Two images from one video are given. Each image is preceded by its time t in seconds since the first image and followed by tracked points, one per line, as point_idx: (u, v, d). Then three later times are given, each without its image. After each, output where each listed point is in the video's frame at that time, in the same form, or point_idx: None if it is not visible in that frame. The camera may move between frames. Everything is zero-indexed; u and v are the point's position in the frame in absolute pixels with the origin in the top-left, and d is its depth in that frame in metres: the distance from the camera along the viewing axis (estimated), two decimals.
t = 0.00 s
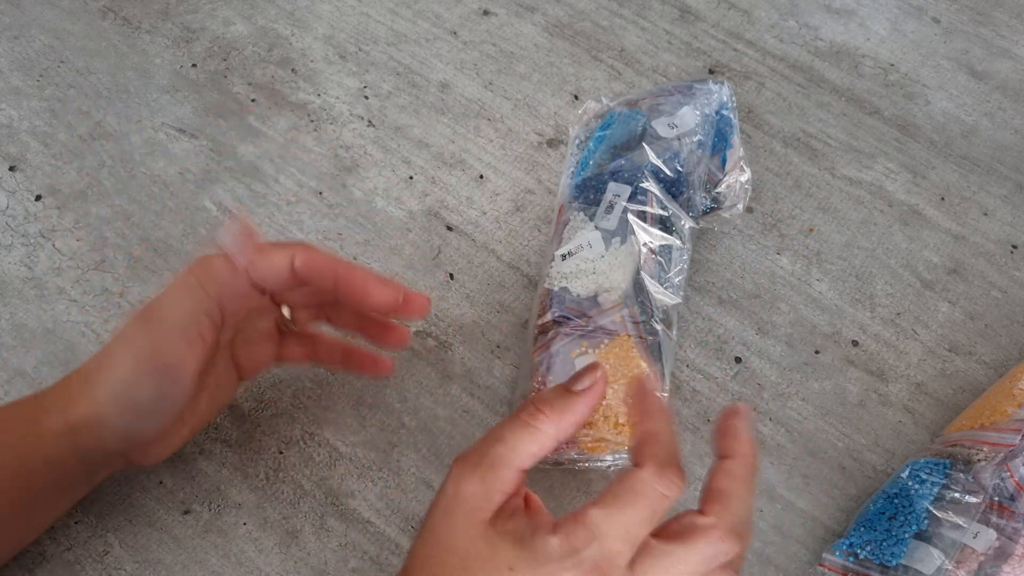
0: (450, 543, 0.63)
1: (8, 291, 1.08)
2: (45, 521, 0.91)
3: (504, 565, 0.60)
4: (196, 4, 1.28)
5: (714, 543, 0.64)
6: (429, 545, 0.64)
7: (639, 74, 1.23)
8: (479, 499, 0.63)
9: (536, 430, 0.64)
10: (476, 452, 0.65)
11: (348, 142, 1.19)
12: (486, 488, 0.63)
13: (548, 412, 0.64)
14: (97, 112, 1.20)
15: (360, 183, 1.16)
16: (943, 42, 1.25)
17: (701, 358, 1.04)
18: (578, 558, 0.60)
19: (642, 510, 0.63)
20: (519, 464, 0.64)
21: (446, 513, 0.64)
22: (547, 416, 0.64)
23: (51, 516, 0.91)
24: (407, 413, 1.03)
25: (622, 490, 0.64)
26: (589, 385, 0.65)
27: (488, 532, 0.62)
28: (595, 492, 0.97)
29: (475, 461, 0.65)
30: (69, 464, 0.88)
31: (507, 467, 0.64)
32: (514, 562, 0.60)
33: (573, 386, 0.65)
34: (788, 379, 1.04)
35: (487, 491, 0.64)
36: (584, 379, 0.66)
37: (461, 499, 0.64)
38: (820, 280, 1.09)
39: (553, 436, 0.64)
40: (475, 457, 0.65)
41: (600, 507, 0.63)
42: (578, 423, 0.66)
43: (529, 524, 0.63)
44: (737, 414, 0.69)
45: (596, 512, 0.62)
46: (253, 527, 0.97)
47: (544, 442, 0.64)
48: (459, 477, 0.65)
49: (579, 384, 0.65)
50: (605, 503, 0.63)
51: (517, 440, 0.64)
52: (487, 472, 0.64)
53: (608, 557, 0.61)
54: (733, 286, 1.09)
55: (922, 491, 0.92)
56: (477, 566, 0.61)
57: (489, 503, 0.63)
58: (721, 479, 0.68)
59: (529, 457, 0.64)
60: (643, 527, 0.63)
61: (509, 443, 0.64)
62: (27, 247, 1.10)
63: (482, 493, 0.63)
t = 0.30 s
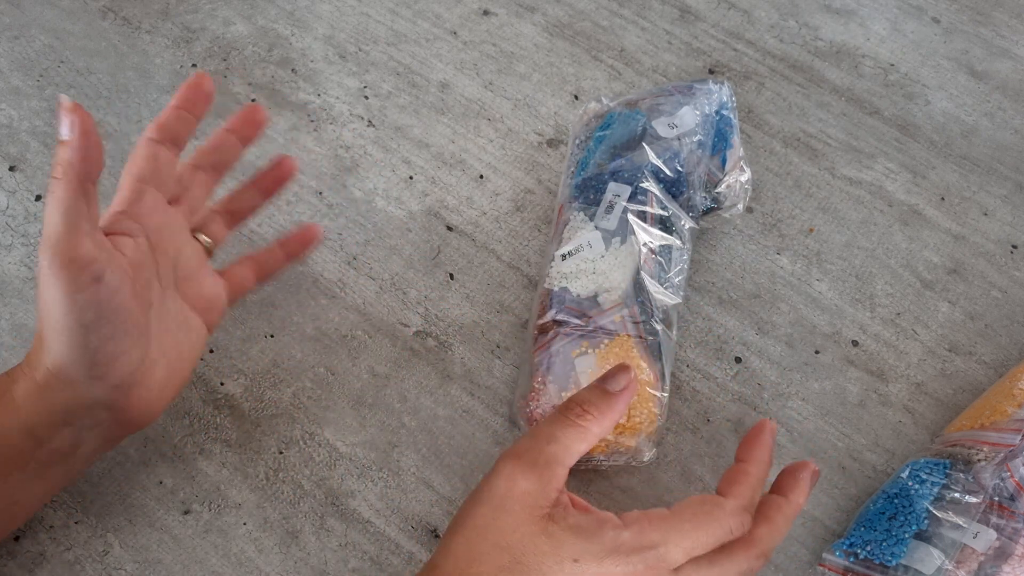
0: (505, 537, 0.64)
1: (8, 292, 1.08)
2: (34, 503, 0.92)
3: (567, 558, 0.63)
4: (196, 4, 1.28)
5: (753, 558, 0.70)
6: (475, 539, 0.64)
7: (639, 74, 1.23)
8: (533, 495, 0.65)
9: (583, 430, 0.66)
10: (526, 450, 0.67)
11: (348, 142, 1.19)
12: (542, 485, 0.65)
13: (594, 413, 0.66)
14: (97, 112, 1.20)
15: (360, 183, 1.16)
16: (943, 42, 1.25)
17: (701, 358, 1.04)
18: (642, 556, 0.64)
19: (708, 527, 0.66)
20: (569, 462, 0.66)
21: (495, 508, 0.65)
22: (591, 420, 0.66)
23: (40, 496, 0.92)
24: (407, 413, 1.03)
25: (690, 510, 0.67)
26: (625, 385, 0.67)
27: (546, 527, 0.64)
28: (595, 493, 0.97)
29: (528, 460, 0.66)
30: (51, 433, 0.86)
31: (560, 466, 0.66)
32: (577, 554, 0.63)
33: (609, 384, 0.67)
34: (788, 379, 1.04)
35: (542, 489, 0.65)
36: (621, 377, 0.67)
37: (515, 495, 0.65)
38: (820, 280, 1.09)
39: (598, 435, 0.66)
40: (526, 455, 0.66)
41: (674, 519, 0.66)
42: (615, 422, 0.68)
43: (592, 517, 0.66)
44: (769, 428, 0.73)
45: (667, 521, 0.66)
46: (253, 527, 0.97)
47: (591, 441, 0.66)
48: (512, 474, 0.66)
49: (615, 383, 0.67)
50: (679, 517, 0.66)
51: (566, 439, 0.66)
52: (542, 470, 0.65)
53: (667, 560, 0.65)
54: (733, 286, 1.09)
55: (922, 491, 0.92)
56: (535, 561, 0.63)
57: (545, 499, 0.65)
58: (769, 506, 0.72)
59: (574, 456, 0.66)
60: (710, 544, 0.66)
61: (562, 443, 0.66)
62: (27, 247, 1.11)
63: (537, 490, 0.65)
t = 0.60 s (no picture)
0: (504, 538, 0.64)
1: (8, 291, 1.08)
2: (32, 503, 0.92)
3: (569, 558, 0.63)
4: (196, 4, 1.28)
5: (752, 548, 0.71)
6: (475, 541, 0.65)
7: (639, 74, 1.23)
8: (532, 495, 0.65)
9: (581, 430, 0.66)
10: (525, 451, 0.67)
11: (348, 142, 1.19)
12: (541, 486, 0.65)
13: (591, 413, 0.66)
14: (97, 112, 1.20)
15: (360, 183, 1.16)
16: (943, 42, 1.25)
17: (701, 358, 1.04)
18: (646, 550, 0.64)
19: (704, 512, 0.67)
20: (567, 462, 0.66)
21: (494, 509, 0.65)
22: (588, 420, 0.66)
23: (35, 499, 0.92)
24: (407, 413, 1.03)
25: (686, 498, 0.68)
26: (621, 383, 0.68)
27: (546, 528, 0.64)
28: (595, 493, 0.97)
29: (527, 460, 0.66)
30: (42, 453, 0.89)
31: (559, 465, 0.66)
32: (579, 553, 0.63)
33: (604, 383, 0.67)
34: (788, 379, 1.04)
35: (541, 489, 0.65)
36: (617, 375, 0.68)
37: (513, 495, 0.65)
38: (820, 280, 1.09)
39: (596, 434, 0.67)
40: (525, 456, 0.67)
41: (671, 508, 0.67)
42: (613, 420, 0.68)
43: (591, 517, 0.65)
44: (747, 410, 0.77)
45: (665, 512, 0.66)
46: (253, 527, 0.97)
47: (589, 440, 0.66)
48: (511, 474, 0.66)
49: (610, 381, 0.67)
50: (675, 506, 0.67)
51: (563, 441, 0.66)
52: (541, 470, 0.66)
53: (669, 551, 0.65)
54: (733, 286, 1.09)
55: (922, 491, 0.92)
56: (536, 562, 0.63)
57: (545, 498, 0.65)
58: (764, 496, 0.75)
59: (572, 456, 0.66)
60: (707, 530, 0.67)
61: (560, 443, 0.66)
62: (27, 247, 1.11)
63: (536, 491, 0.65)
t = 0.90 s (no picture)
0: (505, 536, 0.64)
1: (8, 292, 1.08)
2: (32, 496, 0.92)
3: (570, 553, 0.63)
4: (196, 4, 1.28)
5: (752, 542, 0.72)
6: (476, 539, 0.64)
7: (639, 74, 1.23)
8: (533, 492, 0.65)
9: (582, 426, 0.66)
10: (525, 448, 0.67)
11: (348, 142, 1.19)
12: (542, 482, 0.65)
13: (592, 409, 0.66)
14: (97, 112, 1.20)
15: (361, 183, 1.16)
16: (943, 42, 1.25)
17: (701, 358, 1.04)
18: (646, 544, 0.64)
19: (702, 502, 0.68)
20: (568, 458, 0.66)
21: (495, 507, 0.65)
22: (590, 416, 0.66)
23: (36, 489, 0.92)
24: (407, 413, 1.03)
25: (683, 489, 0.68)
26: (620, 379, 0.68)
27: (547, 525, 0.64)
28: (594, 493, 0.97)
29: (528, 457, 0.66)
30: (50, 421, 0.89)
31: (559, 462, 0.65)
32: (580, 549, 0.63)
33: (604, 379, 0.68)
34: (788, 379, 1.04)
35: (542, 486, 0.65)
36: (617, 371, 0.68)
37: (515, 492, 0.65)
38: (820, 280, 1.09)
39: (597, 430, 0.67)
40: (526, 453, 0.66)
41: (669, 501, 0.67)
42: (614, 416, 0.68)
43: (591, 513, 0.65)
44: (735, 402, 0.80)
45: (662, 506, 0.66)
46: (253, 527, 0.97)
47: (590, 436, 0.66)
48: (512, 471, 0.66)
49: (610, 377, 0.68)
50: (673, 498, 0.67)
51: (564, 436, 0.66)
52: (542, 467, 0.65)
53: (669, 544, 0.65)
54: (733, 286, 1.09)
55: (922, 491, 0.92)
56: (537, 560, 0.63)
57: (546, 496, 0.65)
58: (762, 491, 0.76)
59: (574, 452, 0.66)
60: (705, 521, 0.68)
61: (561, 440, 0.66)
62: (27, 247, 1.10)
63: (537, 487, 0.65)
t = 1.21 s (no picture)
0: (506, 536, 0.64)
1: (8, 291, 1.08)
2: (36, 506, 0.92)
3: (570, 555, 0.63)
4: (196, 4, 1.28)
5: (752, 545, 0.72)
6: (477, 540, 0.64)
7: (639, 74, 1.23)
8: (535, 494, 0.65)
9: (583, 428, 0.66)
10: (527, 449, 0.67)
11: (348, 142, 1.19)
12: (543, 484, 0.65)
13: (592, 410, 0.66)
14: (97, 112, 1.20)
15: (361, 183, 1.16)
16: (943, 42, 1.25)
17: (701, 358, 1.04)
18: (646, 546, 0.65)
19: (702, 504, 0.68)
20: (569, 460, 0.66)
21: (496, 507, 0.65)
22: (591, 417, 0.66)
23: (44, 501, 0.92)
24: (407, 413, 1.03)
25: (682, 491, 0.69)
26: (621, 381, 0.68)
27: (548, 526, 0.64)
28: (594, 493, 0.97)
29: (529, 459, 0.66)
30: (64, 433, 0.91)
31: (561, 463, 0.66)
32: (581, 551, 0.63)
33: (605, 380, 0.68)
34: (788, 379, 1.04)
35: (543, 487, 0.65)
36: (618, 373, 0.68)
37: (516, 493, 0.65)
38: (820, 280, 1.09)
39: (598, 432, 0.67)
40: (528, 454, 0.67)
41: (669, 503, 0.67)
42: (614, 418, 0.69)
43: (592, 514, 0.65)
44: (734, 404, 0.81)
45: (663, 507, 0.66)
46: (253, 527, 0.97)
47: (591, 438, 0.67)
48: (514, 472, 0.66)
49: (612, 379, 0.68)
50: (673, 500, 0.68)
51: (566, 438, 0.66)
52: (543, 468, 0.65)
53: (669, 545, 0.66)
54: (733, 286, 1.09)
55: (921, 491, 0.92)
56: (538, 561, 0.63)
57: (547, 497, 0.65)
58: (762, 494, 0.76)
59: (575, 453, 0.67)
60: (705, 523, 0.68)
61: (562, 441, 0.66)
62: (27, 247, 1.11)
63: (538, 488, 0.65)
